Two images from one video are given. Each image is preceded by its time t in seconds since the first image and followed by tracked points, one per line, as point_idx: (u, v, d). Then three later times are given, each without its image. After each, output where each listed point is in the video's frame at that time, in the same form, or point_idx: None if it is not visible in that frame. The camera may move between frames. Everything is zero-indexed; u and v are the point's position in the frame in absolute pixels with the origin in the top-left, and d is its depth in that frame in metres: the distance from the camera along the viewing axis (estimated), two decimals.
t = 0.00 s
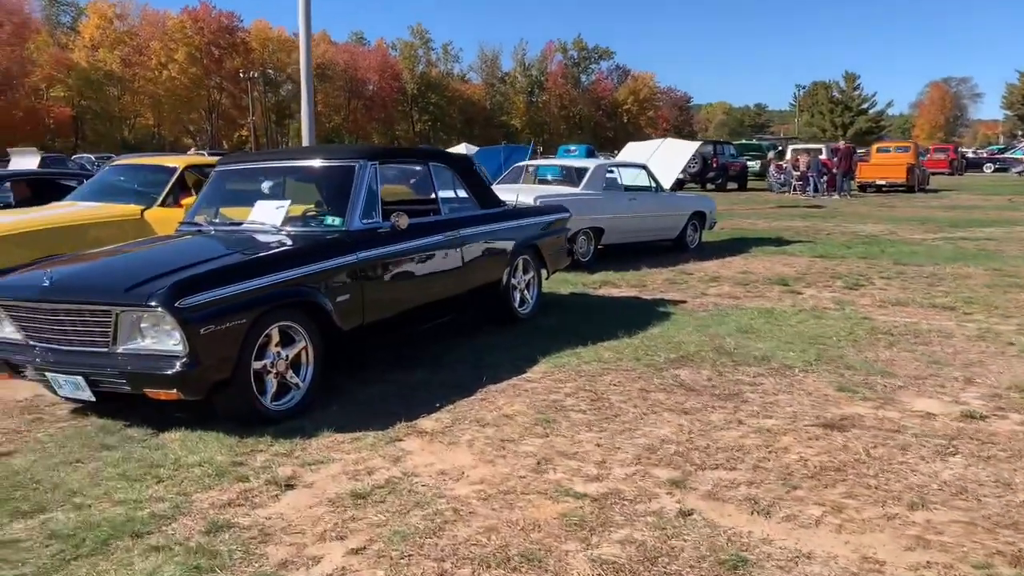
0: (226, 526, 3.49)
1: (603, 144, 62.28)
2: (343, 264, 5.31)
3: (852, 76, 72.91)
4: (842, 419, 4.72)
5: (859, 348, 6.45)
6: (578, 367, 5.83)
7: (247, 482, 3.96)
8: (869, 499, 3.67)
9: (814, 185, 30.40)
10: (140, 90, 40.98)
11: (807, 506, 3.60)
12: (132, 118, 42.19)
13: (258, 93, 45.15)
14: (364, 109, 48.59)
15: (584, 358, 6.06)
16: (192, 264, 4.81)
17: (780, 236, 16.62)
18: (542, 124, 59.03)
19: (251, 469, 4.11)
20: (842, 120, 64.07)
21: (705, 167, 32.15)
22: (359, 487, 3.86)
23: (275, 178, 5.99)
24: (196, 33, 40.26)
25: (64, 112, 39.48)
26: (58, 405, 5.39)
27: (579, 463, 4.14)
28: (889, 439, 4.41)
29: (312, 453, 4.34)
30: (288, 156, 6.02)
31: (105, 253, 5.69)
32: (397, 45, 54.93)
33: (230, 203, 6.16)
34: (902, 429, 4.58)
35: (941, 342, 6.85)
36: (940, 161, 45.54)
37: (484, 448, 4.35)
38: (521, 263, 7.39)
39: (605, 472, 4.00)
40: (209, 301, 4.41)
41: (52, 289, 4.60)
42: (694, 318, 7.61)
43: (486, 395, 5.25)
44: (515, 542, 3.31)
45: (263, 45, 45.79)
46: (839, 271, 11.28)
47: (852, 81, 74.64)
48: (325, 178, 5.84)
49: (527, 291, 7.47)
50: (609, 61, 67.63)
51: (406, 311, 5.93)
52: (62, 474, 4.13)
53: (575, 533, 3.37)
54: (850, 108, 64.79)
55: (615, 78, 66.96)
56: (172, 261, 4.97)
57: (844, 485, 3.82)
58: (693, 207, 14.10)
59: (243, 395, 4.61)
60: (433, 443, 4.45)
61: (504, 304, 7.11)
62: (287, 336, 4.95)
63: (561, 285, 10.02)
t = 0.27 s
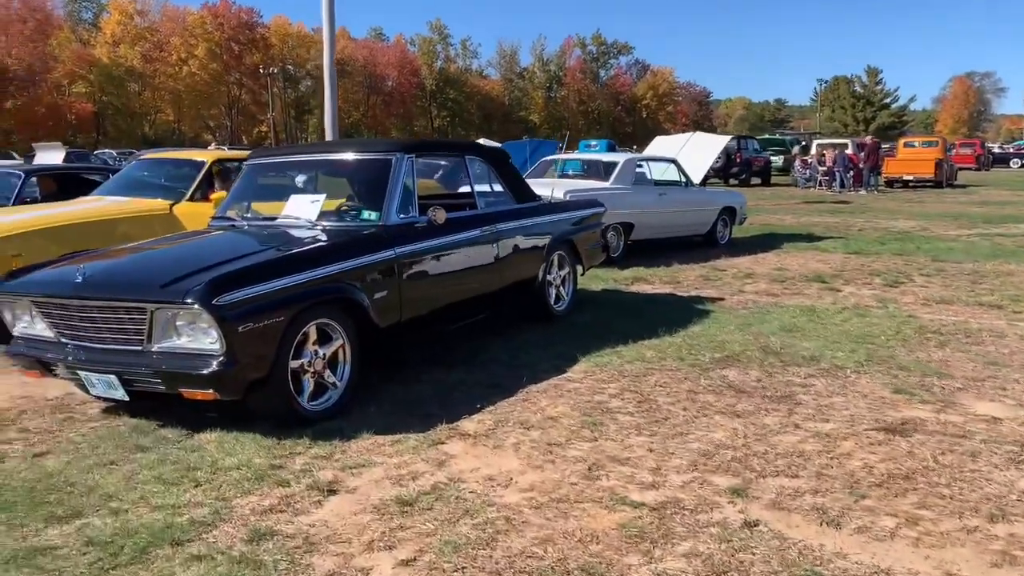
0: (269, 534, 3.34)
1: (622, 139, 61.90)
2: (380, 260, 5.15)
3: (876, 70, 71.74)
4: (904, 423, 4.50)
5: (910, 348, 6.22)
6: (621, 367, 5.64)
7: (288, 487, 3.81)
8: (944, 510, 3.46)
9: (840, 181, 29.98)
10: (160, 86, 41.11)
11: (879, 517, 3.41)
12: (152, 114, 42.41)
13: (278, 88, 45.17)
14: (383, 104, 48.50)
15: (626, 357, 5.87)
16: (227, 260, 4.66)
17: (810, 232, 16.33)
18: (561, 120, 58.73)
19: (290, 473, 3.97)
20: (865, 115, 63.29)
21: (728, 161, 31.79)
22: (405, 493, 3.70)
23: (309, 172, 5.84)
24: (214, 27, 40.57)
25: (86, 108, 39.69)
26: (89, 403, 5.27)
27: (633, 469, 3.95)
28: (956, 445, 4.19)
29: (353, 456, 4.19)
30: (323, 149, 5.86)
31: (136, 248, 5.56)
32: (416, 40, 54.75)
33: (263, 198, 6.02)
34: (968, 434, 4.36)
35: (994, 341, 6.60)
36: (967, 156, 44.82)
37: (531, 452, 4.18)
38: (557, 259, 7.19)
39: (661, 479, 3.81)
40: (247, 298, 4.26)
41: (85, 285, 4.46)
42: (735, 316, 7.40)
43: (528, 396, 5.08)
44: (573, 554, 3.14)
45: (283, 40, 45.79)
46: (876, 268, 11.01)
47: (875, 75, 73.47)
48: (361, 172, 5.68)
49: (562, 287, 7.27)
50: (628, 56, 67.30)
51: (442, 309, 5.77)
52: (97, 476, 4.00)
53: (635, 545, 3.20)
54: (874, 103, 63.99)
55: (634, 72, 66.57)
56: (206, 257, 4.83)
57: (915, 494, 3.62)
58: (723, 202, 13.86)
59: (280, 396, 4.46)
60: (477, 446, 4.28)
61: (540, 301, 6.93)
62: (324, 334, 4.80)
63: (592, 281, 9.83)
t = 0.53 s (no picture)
0: (298, 554, 3.21)
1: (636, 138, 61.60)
2: (407, 266, 5.02)
3: (892, 70, 71.09)
4: (952, 439, 4.33)
5: (948, 358, 6.04)
6: (652, 376, 5.49)
7: (316, 503, 3.67)
8: (1005, 535, 3.30)
9: (859, 181, 29.67)
10: (174, 84, 41.13)
11: (936, 542, 3.24)
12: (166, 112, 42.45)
13: (292, 86, 45.14)
14: (395, 102, 48.37)
15: (657, 366, 5.72)
16: (252, 265, 4.54)
17: (832, 234, 16.11)
18: (574, 119, 58.48)
19: (318, 488, 3.84)
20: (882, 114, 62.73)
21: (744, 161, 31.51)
22: (437, 511, 3.57)
23: (333, 174, 5.71)
24: (228, 26, 40.43)
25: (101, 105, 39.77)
26: (109, 410, 5.16)
27: (673, 486, 3.80)
28: (1009, 463, 4.02)
29: (382, 469, 4.06)
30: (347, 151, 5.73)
31: (158, 251, 5.45)
32: (429, 38, 54.62)
33: (286, 200, 5.90)
34: (1020, 451, 4.19)
35: None
36: (985, 157, 44.31)
37: (565, 467, 4.03)
38: (582, 262, 7.03)
39: (703, 498, 3.66)
40: (273, 305, 4.14)
41: (107, 290, 4.35)
42: (764, 323, 7.23)
43: (559, 406, 4.93)
44: None
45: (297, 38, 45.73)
46: (903, 272, 10.81)
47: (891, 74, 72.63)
48: (387, 175, 5.54)
49: (588, 292, 7.11)
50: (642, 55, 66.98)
51: (468, 314, 5.63)
52: (120, 489, 3.88)
53: (682, 571, 3.05)
54: (890, 102, 63.43)
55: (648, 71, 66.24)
56: (230, 262, 4.71)
57: (972, 517, 3.45)
58: (745, 203, 13.67)
59: (306, 405, 4.34)
60: (509, 460, 4.14)
61: (566, 306, 6.77)
62: (350, 342, 4.67)
63: (615, 284, 9.67)
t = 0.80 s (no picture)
0: (323, 562, 3.09)
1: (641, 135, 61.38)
2: (428, 262, 4.90)
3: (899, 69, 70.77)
4: (991, 445, 4.20)
5: (977, 360, 5.90)
6: (676, 377, 5.36)
7: (338, 507, 3.55)
8: None
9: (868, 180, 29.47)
10: (179, 77, 41.00)
11: (987, 554, 3.11)
12: (171, 106, 42.34)
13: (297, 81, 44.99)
14: (400, 97, 48.16)
15: (681, 366, 5.59)
16: (270, 262, 4.41)
17: (844, 233, 15.95)
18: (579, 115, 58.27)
19: (340, 491, 3.72)
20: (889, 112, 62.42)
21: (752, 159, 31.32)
22: (465, 516, 3.44)
23: (350, 168, 5.59)
24: (232, 20, 40.41)
25: (105, 99, 39.67)
26: (120, 409, 5.05)
27: (707, 492, 3.67)
28: None
29: (405, 472, 3.93)
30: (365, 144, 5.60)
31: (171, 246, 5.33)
32: (434, 33, 54.43)
33: (302, 195, 5.79)
34: None
35: None
36: (994, 156, 44.02)
37: (594, 471, 3.90)
38: (601, 260, 6.89)
39: (739, 505, 3.53)
40: (293, 303, 4.01)
41: (122, 286, 4.23)
42: (785, 323, 7.09)
43: (583, 408, 4.80)
44: None
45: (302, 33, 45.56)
46: (920, 272, 10.66)
47: (897, 72, 72.19)
48: (406, 169, 5.41)
49: (606, 290, 6.97)
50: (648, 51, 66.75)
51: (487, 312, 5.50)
52: (135, 491, 3.76)
53: None
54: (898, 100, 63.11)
55: (654, 68, 65.99)
56: (247, 258, 4.58)
57: (1021, 527, 3.32)
58: (758, 201, 13.53)
59: (326, 406, 4.22)
60: (536, 463, 4.01)
61: (585, 305, 6.64)
62: (370, 340, 4.55)
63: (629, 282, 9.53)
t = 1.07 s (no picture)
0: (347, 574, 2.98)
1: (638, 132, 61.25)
2: (443, 261, 4.79)
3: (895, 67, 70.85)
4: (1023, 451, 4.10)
5: (998, 362, 5.81)
6: (694, 378, 5.26)
7: (358, 515, 3.44)
8: None
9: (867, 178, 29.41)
10: (174, 72, 40.70)
11: None
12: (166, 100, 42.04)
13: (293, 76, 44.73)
14: (396, 92, 47.86)
15: (698, 367, 5.49)
16: (284, 260, 4.30)
17: (848, 231, 15.87)
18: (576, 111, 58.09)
19: (360, 497, 3.61)
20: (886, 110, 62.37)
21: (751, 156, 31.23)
22: (490, 525, 3.33)
23: (362, 163, 5.47)
24: (229, 14, 39.63)
25: (100, 93, 39.38)
26: (128, 410, 4.93)
27: (737, 500, 3.57)
28: None
29: (424, 478, 3.83)
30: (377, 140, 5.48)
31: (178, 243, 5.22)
32: (430, 28, 54.17)
33: (313, 191, 5.67)
34: None
35: None
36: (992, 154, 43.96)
37: (619, 477, 3.80)
38: (613, 258, 6.79)
39: (772, 514, 3.43)
40: (310, 303, 3.90)
41: (132, 285, 4.11)
42: (799, 323, 7.00)
43: (602, 410, 4.70)
44: None
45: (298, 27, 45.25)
46: (928, 271, 10.57)
47: (893, 71, 72.23)
48: (421, 165, 5.30)
49: (618, 289, 6.87)
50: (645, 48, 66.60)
51: (501, 312, 5.39)
52: (147, 497, 3.65)
53: None
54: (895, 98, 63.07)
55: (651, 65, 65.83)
56: (260, 256, 4.47)
57: None
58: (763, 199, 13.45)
59: (342, 409, 4.11)
60: (559, 469, 3.91)
61: (597, 304, 6.54)
62: (385, 341, 4.44)
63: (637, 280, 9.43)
